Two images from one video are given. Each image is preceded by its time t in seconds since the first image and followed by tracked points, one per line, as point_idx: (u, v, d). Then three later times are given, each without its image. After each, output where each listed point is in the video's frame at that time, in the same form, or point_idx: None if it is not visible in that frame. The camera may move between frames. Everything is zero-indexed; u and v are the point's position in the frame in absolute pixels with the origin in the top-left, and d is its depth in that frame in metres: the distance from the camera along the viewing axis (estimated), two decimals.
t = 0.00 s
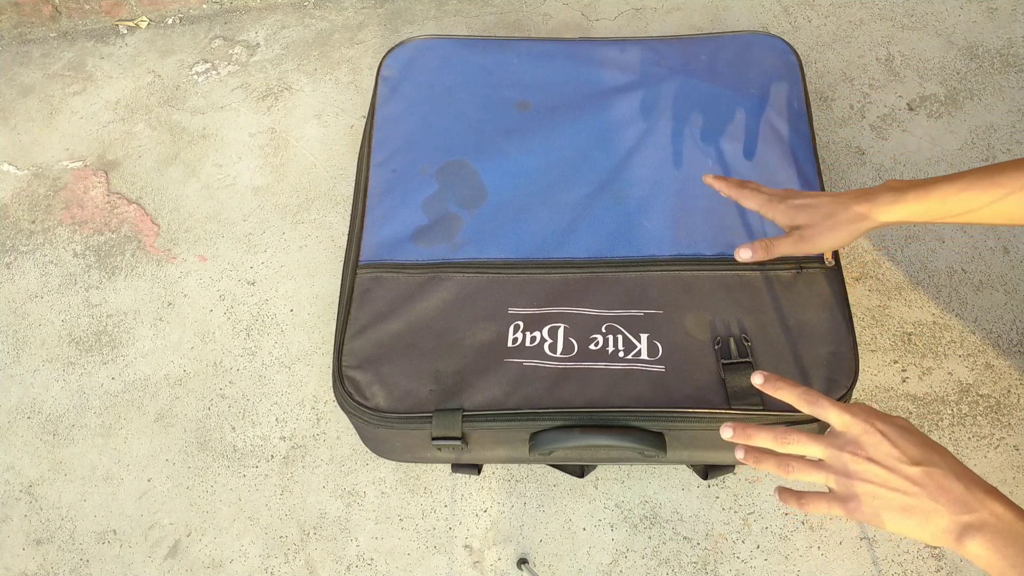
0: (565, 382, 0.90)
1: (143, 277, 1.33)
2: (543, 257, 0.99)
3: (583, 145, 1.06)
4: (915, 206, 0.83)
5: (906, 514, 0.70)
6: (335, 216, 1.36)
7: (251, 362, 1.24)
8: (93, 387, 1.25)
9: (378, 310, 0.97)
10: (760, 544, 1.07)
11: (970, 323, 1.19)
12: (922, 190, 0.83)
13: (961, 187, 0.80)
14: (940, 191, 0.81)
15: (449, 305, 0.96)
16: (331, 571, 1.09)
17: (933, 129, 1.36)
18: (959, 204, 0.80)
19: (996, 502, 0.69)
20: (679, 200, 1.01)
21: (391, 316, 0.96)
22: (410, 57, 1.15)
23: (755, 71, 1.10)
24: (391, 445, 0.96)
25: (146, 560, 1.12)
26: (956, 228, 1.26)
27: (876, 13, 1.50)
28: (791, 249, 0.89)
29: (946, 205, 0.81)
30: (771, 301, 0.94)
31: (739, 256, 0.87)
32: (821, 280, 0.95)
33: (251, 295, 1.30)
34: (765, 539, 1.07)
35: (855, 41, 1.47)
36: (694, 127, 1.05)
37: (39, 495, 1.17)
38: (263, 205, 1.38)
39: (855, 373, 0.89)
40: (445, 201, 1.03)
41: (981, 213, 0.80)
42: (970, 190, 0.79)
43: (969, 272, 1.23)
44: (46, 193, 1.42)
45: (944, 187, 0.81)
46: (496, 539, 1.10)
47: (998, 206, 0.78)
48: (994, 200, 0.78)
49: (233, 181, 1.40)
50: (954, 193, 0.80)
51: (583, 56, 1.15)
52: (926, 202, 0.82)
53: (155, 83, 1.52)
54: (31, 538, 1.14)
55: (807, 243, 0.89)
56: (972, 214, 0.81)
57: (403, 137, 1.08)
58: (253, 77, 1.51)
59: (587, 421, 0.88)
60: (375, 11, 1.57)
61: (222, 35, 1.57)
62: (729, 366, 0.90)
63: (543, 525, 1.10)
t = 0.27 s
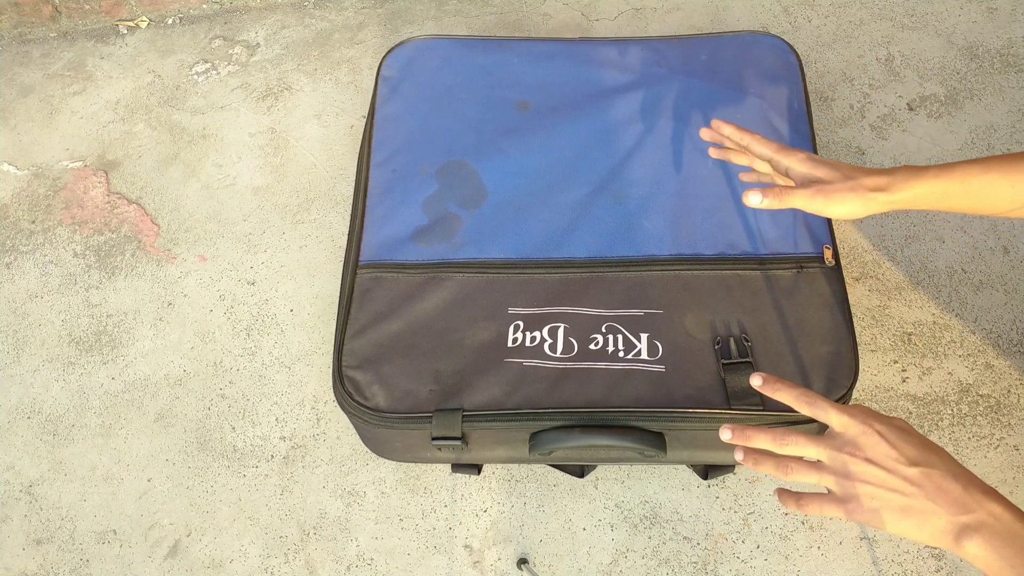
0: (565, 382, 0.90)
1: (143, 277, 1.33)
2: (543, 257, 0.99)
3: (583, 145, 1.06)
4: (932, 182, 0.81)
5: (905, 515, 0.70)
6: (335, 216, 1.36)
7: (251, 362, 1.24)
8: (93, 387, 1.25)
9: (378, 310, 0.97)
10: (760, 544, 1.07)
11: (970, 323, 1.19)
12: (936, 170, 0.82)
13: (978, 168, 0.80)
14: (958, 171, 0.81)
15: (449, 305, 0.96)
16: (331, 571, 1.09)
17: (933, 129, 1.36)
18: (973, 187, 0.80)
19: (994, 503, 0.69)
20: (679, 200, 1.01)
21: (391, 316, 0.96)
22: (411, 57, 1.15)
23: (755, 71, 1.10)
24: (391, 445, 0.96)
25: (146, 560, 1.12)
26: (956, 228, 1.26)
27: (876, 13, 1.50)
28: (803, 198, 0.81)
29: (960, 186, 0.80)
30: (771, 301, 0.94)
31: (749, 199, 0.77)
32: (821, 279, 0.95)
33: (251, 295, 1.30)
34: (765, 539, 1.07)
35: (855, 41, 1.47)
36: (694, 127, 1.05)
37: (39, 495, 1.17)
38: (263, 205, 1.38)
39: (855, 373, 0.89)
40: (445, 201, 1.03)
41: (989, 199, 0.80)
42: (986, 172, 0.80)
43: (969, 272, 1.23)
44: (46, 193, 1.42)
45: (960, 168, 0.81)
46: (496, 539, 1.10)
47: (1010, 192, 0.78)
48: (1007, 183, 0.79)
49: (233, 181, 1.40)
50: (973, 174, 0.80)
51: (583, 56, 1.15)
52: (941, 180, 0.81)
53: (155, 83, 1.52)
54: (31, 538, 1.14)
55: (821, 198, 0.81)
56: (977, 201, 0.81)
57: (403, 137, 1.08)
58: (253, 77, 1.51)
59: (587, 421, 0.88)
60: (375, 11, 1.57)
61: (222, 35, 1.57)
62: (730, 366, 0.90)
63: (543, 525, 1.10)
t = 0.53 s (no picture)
0: (565, 382, 0.90)
1: (143, 277, 1.33)
2: (543, 257, 0.99)
3: (583, 145, 1.06)
4: (936, 179, 0.81)
5: (907, 520, 0.70)
6: (335, 216, 1.36)
7: (251, 362, 1.24)
8: (93, 387, 1.24)
9: (378, 310, 0.97)
10: (760, 544, 1.07)
11: (970, 323, 1.19)
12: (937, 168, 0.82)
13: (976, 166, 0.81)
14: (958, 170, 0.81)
15: (449, 305, 0.96)
16: (331, 571, 1.09)
17: (933, 129, 1.36)
18: (975, 184, 0.81)
19: (997, 508, 0.68)
20: (679, 200, 1.01)
21: (391, 316, 0.96)
22: (411, 57, 1.15)
23: (754, 71, 1.10)
24: (391, 445, 0.96)
25: (146, 560, 1.12)
26: (956, 228, 1.26)
27: (875, 13, 1.50)
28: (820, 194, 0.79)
29: (961, 184, 0.81)
30: (771, 301, 0.94)
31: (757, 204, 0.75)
32: (820, 279, 0.95)
33: (251, 294, 1.30)
34: (765, 539, 1.07)
35: (855, 41, 1.47)
36: (694, 127, 1.05)
37: (39, 495, 1.17)
38: (263, 205, 1.38)
39: (855, 373, 0.89)
40: (446, 201, 1.03)
41: (988, 198, 0.81)
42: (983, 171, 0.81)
43: (969, 272, 1.23)
44: (46, 193, 1.42)
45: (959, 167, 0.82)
46: (496, 539, 1.10)
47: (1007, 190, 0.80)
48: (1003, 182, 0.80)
49: (233, 181, 1.40)
50: (974, 172, 0.81)
51: (582, 56, 1.15)
52: (944, 178, 0.81)
53: (155, 83, 1.52)
54: (31, 538, 1.14)
55: (833, 193, 0.80)
56: (975, 200, 0.82)
57: (403, 137, 1.08)
58: (253, 77, 1.51)
59: (587, 421, 0.88)
60: (375, 11, 1.57)
61: (222, 35, 1.57)
62: (729, 365, 0.90)
63: (543, 525, 1.10)
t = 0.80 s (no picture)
0: (565, 382, 0.90)
1: (143, 277, 1.33)
2: (543, 257, 0.99)
3: (583, 144, 1.06)
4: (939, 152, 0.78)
5: (907, 519, 0.70)
6: (335, 216, 1.36)
7: (251, 362, 1.24)
8: (93, 387, 1.24)
9: (378, 310, 0.97)
10: (760, 544, 1.07)
11: (970, 323, 1.19)
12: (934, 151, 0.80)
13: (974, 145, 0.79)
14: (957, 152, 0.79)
15: (449, 305, 0.96)
16: (331, 571, 1.09)
17: (933, 129, 1.36)
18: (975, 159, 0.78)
19: (997, 507, 0.69)
20: (679, 200, 1.01)
21: (391, 316, 0.96)
22: (411, 57, 1.15)
23: (755, 71, 1.10)
24: (391, 445, 0.96)
25: (146, 560, 1.12)
26: (956, 228, 1.26)
27: (875, 13, 1.50)
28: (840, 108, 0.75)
29: (964, 161, 0.78)
30: (771, 301, 0.94)
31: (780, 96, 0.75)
32: (820, 279, 0.95)
33: (251, 294, 1.30)
34: (765, 539, 1.07)
35: (855, 41, 1.47)
36: (694, 127, 1.05)
37: (39, 495, 1.17)
38: (263, 205, 1.38)
39: (854, 373, 0.90)
40: (446, 201, 1.03)
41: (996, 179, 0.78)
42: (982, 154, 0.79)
43: (969, 272, 1.23)
44: (46, 193, 1.42)
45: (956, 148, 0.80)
46: (496, 539, 1.10)
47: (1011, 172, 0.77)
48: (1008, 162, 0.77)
49: (233, 181, 1.40)
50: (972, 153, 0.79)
51: (583, 56, 1.15)
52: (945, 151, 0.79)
53: (155, 83, 1.52)
54: (31, 538, 1.14)
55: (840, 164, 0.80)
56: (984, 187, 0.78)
57: (403, 137, 1.08)
58: (253, 77, 1.51)
59: (587, 421, 0.88)
60: (375, 11, 1.57)
61: (221, 35, 1.57)
62: (729, 365, 0.90)
63: (543, 525, 1.10)
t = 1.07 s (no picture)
0: (565, 382, 0.90)
1: (143, 277, 1.33)
2: (543, 257, 0.99)
3: (583, 144, 1.06)
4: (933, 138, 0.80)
5: (903, 524, 0.70)
6: (335, 216, 1.36)
7: (251, 362, 1.24)
8: (93, 387, 1.25)
9: (378, 310, 0.97)
10: (760, 544, 1.07)
11: (970, 323, 1.19)
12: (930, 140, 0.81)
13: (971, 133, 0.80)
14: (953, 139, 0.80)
15: (449, 305, 0.96)
16: (331, 571, 1.09)
17: (933, 129, 1.36)
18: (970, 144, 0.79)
19: (994, 512, 0.68)
20: (679, 200, 1.01)
21: (391, 316, 0.96)
22: (411, 56, 1.15)
23: (755, 71, 1.10)
24: (391, 445, 0.96)
25: (146, 560, 1.12)
26: (955, 228, 1.26)
27: (875, 13, 1.50)
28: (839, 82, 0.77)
29: (959, 146, 0.79)
30: (770, 301, 0.94)
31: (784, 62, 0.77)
32: (820, 279, 0.95)
33: (251, 294, 1.30)
34: (765, 539, 1.07)
35: (855, 41, 1.47)
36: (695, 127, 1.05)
37: (39, 495, 1.17)
38: (263, 205, 1.38)
39: (855, 373, 0.90)
40: (446, 201, 1.03)
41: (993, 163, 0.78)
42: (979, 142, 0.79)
43: (969, 272, 1.23)
44: (46, 193, 1.42)
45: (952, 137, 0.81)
46: (496, 539, 1.10)
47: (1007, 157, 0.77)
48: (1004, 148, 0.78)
49: (233, 180, 1.40)
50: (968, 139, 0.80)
51: (583, 56, 1.15)
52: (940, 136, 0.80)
53: (155, 83, 1.52)
54: (31, 538, 1.14)
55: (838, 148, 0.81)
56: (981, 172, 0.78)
57: (403, 137, 1.08)
58: (253, 77, 1.51)
59: (587, 421, 0.88)
60: (375, 11, 1.57)
61: (221, 35, 1.57)
62: (729, 365, 0.90)
63: (543, 525, 1.10)
